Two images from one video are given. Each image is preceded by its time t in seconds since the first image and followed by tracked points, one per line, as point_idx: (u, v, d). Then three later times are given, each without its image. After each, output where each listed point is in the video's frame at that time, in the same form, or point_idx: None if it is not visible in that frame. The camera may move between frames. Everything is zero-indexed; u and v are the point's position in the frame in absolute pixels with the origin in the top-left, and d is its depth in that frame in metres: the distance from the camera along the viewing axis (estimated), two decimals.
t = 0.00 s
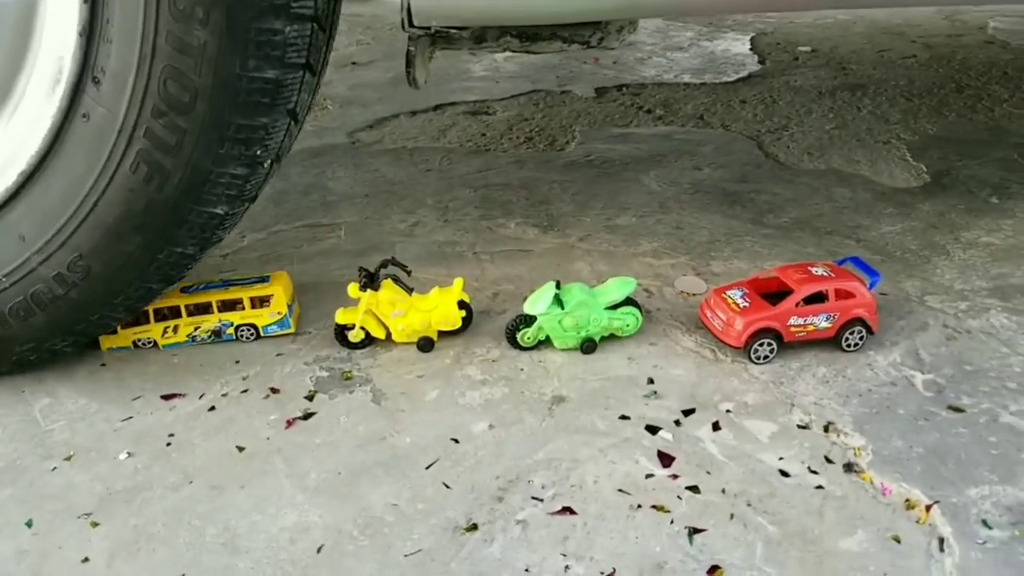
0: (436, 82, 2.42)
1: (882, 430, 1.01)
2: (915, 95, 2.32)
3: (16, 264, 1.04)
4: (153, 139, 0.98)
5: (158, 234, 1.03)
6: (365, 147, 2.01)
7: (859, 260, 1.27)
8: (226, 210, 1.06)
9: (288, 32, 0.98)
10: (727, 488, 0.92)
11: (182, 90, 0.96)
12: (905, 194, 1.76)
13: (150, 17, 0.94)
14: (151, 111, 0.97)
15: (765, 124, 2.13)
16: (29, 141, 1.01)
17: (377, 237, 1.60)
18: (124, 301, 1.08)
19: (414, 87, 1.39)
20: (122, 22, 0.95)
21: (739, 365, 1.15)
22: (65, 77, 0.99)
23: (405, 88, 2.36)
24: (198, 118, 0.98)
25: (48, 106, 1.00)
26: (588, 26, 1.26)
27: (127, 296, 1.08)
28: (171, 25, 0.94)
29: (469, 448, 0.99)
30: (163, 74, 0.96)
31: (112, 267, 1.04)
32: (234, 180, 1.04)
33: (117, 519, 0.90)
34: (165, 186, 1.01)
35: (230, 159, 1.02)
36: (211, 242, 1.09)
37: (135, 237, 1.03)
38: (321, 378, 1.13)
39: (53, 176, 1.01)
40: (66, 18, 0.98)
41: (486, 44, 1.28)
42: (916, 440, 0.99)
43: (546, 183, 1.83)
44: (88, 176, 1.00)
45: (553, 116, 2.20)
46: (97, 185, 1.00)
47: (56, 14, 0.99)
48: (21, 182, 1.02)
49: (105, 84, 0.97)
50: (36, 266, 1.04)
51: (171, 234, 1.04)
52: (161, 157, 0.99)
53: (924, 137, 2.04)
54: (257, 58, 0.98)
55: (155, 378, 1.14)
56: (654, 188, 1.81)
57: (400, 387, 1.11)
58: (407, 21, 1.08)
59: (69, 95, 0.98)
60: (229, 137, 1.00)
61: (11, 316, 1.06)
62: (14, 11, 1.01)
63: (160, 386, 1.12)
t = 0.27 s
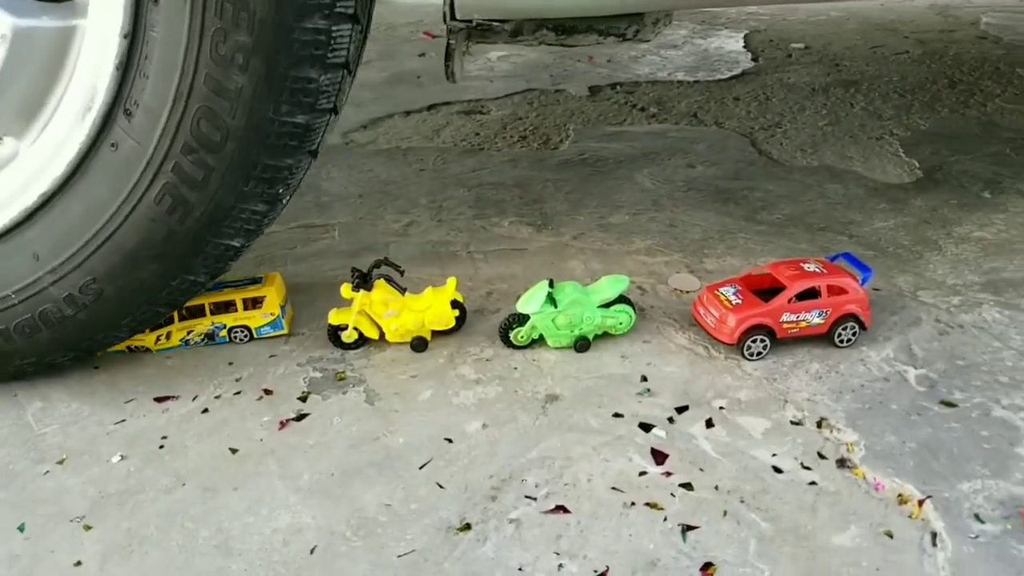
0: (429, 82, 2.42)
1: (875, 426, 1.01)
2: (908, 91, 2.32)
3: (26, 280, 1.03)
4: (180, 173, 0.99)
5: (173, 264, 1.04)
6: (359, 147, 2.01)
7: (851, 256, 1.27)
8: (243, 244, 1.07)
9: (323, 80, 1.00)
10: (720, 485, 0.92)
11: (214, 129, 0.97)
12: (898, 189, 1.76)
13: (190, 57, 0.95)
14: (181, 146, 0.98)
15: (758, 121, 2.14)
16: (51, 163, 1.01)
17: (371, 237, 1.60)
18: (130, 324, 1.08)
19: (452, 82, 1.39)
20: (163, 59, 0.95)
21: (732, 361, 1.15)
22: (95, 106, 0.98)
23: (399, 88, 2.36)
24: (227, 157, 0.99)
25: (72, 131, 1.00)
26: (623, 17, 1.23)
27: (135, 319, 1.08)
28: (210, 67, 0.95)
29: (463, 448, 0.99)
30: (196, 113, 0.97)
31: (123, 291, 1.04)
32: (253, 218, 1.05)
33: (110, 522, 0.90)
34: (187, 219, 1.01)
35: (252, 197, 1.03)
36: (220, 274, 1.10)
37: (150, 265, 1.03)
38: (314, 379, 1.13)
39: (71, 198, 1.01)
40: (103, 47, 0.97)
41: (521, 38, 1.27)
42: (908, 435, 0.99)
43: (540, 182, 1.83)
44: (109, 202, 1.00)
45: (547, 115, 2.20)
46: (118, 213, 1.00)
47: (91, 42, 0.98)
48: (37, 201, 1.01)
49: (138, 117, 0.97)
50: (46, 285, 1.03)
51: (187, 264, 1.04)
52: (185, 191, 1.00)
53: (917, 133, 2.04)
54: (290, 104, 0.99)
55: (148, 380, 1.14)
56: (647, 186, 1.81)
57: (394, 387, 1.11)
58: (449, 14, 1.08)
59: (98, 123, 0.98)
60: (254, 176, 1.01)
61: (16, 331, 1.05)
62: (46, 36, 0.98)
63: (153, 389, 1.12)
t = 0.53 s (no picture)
0: (423, 82, 2.42)
1: (865, 424, 1.01)
2: (900, 90, 2.33)
3: (31, 293, 1.04)
4: (196, 200, 1.00)
5: (180, 287, 1.05)
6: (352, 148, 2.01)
7: (841, 255, 1.27)
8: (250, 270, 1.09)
9: (343, 119, 1.03)
10: (710, 484, 0.93)
11: (235, 161, 0.99)
12: (890, 188, 1.77)
13: (217, 91, 0.97)
14: (200, 175, 0.99)
15: (750, 120, 2.14)
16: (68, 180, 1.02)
17: (363, 237, 1.60)
18: (130, 340, 1.09)
19: (478, 78, 1.37)
20: (189, 90, 0.97)
21: (723, 361, 1.16)
22: (117, 129, 1.00)
23: (392, 88, 2.36)
24: (245, 188, 1.01)
25: (92, 151, 1.01)
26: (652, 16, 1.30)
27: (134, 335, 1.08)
28: (236, 101, 0.97)
29: (453, 449, 0.99)
30: (219, 144, 0.99)
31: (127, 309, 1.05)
32: (264, 246, 1.07)
33: (100, 525, 0.90)
34: (200, 244, 1.02)
35: (265, 227, 1.05)
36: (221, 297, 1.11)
37: (157, 286, 1.04)
38: (306, 380, 1.13)
39: (83, 217, 1.02)
40: (128, 72, 0.99)
41: (550, 37, 1.27)
42: (898, 433, 1.00)
43: (533, 182, 1.83)
44: (122, 224, 1.01)
45: (540, 114, 2.20)
46: (130, 235, 1.01)
47: (117, 65, 1.00)
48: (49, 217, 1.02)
49: (158, 143, 0.99)
50: (49, 299, 1.04)
51: (194, 287, 1.06)
52: (199, 218, 1.01)
53: (909, 131, 2.04)
54: (310, 141, 1.02)
55: (138, 382, 1.13)
56: (640, 186, 1.81)
57: (385, 388, 1.11)
58: (481, 15, 1.14)
59: (118, 145, 1.00)
60: (269, 207, 1.03)
61: (15, 343, 1.06)
62: (74, 55, 0.99)
63: (143, 391, 1.12)
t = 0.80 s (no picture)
0: (415, 83, 2.42)
1: (853, 424, 1.02)
2: (891, 90, 2.33)
3: (32, 305, 1.04)
4: (207, 225, 1.02)
5: (183, 306, 1.06)
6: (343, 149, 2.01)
7: (830, 255, 1.27)
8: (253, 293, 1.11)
9: (357, 153, 1.06)
10: (699, 484, 0.93)
11: (249, 190, 1.01)
12: (880, 187, 1.77)
13: (239, 122, 0.98)
14: (214, 201, 1.01)
15: (742, 120, 2.14)
16: (77, 196, 1.02)
17: (355, 239, 1.60)
18: (127, 354, 1.10)
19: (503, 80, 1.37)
20: (210, 119, 0.98)
21: (713, 361, 1.16)
22: (133, 152, 1.00)
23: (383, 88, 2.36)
24: (258, 217, 1.03)
25: (103, 170, 1.01)
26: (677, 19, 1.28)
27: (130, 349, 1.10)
28: (257, 133, 0.99)
29: (442, 450, 0.99)
30: (235, 173, 1.00)
31: (128, 325, 1.06)
32: (269, 272, 1.09)
33: (88, 528, 0.90)
34: (208, 267, 1.04)
35: (273, 255, 1.07)
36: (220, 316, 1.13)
37: (160, 304, 1.05)
38: (295, 383, 1.13)
39: (91, 234, 1.03)
40: (149, 96, 0.99)
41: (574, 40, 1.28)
42: (886, 433, 1.00)
43: (524, 182, 1.83)
44: (130, 244, 1.02)
45: (531, 115, 2.20)
46: (137, 256, 1.02)
47: (138, 89, 0.99)
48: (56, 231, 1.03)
49: (174, 167, 1.00)
50: (48, 312, 1.04)
51: (196, 307, 1.07)
52: (209, 242, 1.03)
53: (899, 131, 2.05)
54: (324, 174, 1.04)
55: (128, 385, 1.13)
56: (631, 186, 1.82)
57: (375, 390, 1.11)
58: (511, 16, 1.15)
59: (132, 167, 1.00)
60: (278, 235, 1.06)
61: (12, 352, 1.06)
62: (95, 76, 0.98)
63: (133, 394, 1.11)
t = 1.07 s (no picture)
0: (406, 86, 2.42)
1: (843, 424, 1.02)
2: (882, 90, 2.34)
3: (34, 318, 1.04)
4: (217, 250, 1.03)
5: (185, 323, 1.07)
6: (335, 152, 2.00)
7: (820, 255, 1.27)
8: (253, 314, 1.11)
9: (370, 188, 1.08)
10: (690, 486, 0.93)
11: (263, 219, 1.02)
12: (871, 187, 1.77)
13: (258, 152, 0.99)
14: (226, 227, 1.02)
15: (733, 121, 2.15)
16: (87, 213, 1.02)
17: (346, 242, 1.60)
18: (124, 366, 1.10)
19: (529, 84, 1.36)
20: (229, 147, 0.99)
21: (703, 362, 1.16)
22: (148, 173, 1.00)
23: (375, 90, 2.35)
24: (268, 245, 1.04)
25: (116, 189, 1.01)
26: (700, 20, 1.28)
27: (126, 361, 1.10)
28: (275, 163, 1.00)
29: (433, 454, 0.98)
30: (249, 202, 1.01)
31: (128, 340, 1.06)
32: (272, 296, 1.10)
33: (77, 535, 0.89)
34: (213, 289, 1.05)
35: (278, 279, 1.08)
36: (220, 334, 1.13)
37: (162, 322, 1.06)
38: (285, 387, 1.12)
39: (98, 251, 1.03)
40: (169, 120, 0.99)
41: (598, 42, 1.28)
42: (877, 433, 1.00)
43: (516, 184, 1.83)
44: (138, 263, 1.02)
45: (523, 117, 2.20)
46: (144, 275, 1.02)
47: (158, 114, 0.99)
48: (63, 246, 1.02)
49: (188, 191, 1.01)
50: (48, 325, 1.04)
51: (198, 325, 1.08)
52: (218, 266, 1.03)
53: (890, 131, 2.05)
54: (335, 207, 1.06)
55: (118, 391, 1.13)
56: (623, 187, 1.82)
57: (365, 394, 1.10)
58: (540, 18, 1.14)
59: (146, 188, 1.01)
60: (284, 262, 1.07)
61: (10, 363, 1.06)
62: (116, 97, 0.98)
63: (124, 400, 1.11)
